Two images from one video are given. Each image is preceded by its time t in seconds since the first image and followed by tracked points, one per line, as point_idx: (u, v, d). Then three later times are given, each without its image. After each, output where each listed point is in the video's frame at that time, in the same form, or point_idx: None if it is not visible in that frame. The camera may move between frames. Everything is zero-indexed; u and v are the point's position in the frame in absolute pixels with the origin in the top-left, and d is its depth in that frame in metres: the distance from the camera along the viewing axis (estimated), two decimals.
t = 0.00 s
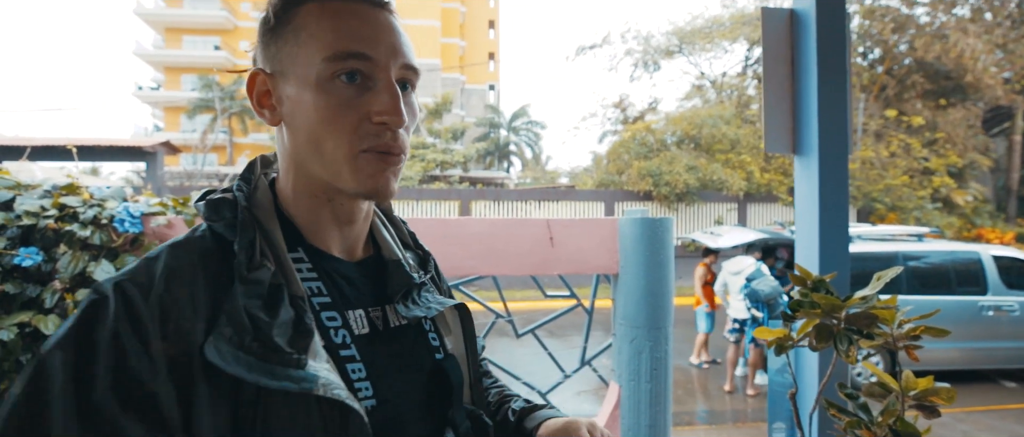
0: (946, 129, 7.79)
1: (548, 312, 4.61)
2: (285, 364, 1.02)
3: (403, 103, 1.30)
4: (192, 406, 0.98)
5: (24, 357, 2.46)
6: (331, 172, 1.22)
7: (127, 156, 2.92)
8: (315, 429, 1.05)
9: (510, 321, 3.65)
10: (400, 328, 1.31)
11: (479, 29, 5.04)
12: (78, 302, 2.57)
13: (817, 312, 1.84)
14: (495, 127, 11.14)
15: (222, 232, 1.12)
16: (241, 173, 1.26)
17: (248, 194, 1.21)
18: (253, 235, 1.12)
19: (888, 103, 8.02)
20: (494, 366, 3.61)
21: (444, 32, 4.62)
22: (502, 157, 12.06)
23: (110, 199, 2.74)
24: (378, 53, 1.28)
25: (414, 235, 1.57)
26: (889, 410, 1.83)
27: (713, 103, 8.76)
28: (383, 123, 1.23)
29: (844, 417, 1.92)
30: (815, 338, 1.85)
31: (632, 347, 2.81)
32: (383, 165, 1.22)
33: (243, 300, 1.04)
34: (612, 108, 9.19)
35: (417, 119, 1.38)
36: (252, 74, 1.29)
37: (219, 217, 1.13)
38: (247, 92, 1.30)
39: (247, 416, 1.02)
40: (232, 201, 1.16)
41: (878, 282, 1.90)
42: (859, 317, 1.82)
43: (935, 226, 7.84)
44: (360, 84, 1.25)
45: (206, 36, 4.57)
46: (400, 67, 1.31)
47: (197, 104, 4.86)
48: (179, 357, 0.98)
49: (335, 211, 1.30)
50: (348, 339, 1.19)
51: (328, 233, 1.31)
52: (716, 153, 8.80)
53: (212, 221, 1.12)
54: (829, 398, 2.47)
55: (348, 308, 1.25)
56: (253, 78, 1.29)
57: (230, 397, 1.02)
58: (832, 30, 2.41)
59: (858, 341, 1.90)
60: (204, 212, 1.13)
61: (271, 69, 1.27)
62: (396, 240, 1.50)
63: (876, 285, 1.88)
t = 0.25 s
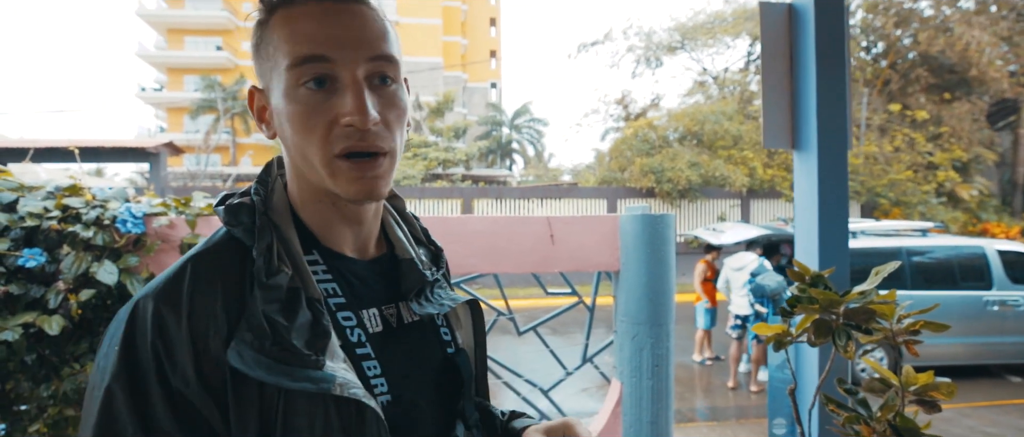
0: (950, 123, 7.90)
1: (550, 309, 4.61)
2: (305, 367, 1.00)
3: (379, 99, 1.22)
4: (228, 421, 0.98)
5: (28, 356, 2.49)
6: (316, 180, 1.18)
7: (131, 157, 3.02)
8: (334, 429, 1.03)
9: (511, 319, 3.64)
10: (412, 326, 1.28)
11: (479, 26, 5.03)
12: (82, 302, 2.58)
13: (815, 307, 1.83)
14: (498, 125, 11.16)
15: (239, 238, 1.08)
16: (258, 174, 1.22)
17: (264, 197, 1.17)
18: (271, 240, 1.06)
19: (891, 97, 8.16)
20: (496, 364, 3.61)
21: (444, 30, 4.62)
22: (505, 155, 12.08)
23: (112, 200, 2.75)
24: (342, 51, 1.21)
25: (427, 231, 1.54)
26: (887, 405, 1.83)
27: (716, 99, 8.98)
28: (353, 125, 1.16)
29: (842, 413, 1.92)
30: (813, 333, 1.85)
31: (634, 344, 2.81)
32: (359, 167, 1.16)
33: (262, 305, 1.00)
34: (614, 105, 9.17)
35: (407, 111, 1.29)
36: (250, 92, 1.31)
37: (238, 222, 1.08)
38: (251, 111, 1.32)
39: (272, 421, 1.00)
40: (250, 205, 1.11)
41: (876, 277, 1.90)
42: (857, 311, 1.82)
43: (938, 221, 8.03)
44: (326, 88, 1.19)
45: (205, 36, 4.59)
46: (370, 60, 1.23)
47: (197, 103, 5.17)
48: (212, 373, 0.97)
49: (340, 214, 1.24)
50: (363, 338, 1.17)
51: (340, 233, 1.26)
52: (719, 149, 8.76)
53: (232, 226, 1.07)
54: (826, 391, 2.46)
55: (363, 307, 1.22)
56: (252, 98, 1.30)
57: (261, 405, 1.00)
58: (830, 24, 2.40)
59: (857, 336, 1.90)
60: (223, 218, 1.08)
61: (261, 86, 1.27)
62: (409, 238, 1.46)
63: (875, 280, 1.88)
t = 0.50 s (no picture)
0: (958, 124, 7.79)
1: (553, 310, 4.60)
2: (270, 372, 0.97)
3: (348, 112, 1.17)
4: (194, 426, 0.95)
5: (34, 357, 2.49)
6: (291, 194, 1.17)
7: (137, 159, 3.08)
8: None
9: (514, 320, 3.63)
10: (396, 331, 1.21)
11: (483, 27, 5.03)
12: (86, 304, 2.58)
13: (815, 309, 1.83)
14: (502, 126, 11.16)
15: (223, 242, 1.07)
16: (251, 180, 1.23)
17: (251, 203, 1.16)
18: (250, 245, 1.05)
19: (897, 97, 8.08)
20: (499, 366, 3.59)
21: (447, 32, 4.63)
22: (509, 157, 12.06)
23: (117, 202, 2.75)
24: (308, 63, 1.17)
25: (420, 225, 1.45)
26: (888, 407, 1.81)
27: (720, 100, 8.81)
28: (317, 141, 1.12)
29: (842, 416, 1.91)
30: (814, 335, 1.84)
31: (636, 345, 2.80)
32: (326, 183, 1.13)
33: (232, 309, 0.98)
34: (618, 105, 9.16)
35: (384, 119, 1.23)
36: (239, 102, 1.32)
37: (223, 226, 1.07)
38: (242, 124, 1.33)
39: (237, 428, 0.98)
40: (233, 211, 1.10)
41: (877, 278, 1.90)
42: (858, 313, 1.82)
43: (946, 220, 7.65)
44: (293, 102, 1.17)
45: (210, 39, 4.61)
46: (337, 69, 1.18)
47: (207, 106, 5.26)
48: (180, 376, 0.95)
49: (320, 223, 1.21)
50: (339, 343, 1.14)
51: (324, 241, 1.23)
52: (723, 150, 8.85)
53: (216, 230, 1.06)
54: (827, 394, 2.44)
55: (342, 311, 1.18)
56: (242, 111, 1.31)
57: (228, 409, 0.97)
58: (831, 24, 2.39)
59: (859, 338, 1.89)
60: (209, 222, 1.07)
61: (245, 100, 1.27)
62: (401, 238, 1.38)
63: (876, 282, 1.87)
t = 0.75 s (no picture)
0: (975, 121, 7.73)
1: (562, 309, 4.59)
2: (237, 371, 0.98)
3: (332, 110, 1.17)
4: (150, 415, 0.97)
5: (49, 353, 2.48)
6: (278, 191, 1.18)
7: (151, 158, 3.20)
8: None
9: (522, 319, 3.62)
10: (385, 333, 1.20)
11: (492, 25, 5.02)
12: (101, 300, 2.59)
13: (825, 310, 1.81)
14: (511, 124, 11.15)
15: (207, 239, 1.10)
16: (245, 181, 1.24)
17: (242, 202, 1.18)
18: (230, 241, 1.08)
19: (913, 94, 7.83)
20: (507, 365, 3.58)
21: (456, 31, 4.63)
22: (518, 156, 12.04)
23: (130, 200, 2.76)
24: (294, 61, 1.17)
25: (415, 225, 1.41)
26: (899, 410, 1.79)
27: (731, 97, 9.00)
28: (299, 138, 1.12)
29: (852, 418, 1.89)
30: (824, 337, 1.83)
31: (644, 345, 2.79)
32: (310, 180, 1.13)
33: (204, 305, 1.00)
34: (628, 103, 9.10)
35: (372, 118, 1.22)
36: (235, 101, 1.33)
37: (210, 224, 1.10)
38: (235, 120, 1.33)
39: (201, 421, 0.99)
40: (222, 209, 1.13)
41: (888, 279, 1.88)
42: (870, 314, 1.79)
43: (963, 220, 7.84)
44: (280, 100, 1.17)
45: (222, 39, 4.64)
46: (324, 67, 1.18)
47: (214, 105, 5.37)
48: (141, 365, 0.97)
49: (308, 223, 1.20)
50: (318, 343, 1.12)
51: (313, 239, 1.22)
52: (733, 148, 8.76)
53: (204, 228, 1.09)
54: (837, 396, 2.41)
55: (325, 311, 1.17)
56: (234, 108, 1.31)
57: (188, 404, 0.99)
58: (843, 22, 2.37)
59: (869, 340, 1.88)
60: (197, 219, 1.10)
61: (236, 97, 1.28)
62: (396, 243, 1.34)
63: (887, 283, 1.85)
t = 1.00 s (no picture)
0: (1003, 118, 7.46)
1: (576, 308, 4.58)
2: (236, 379, 0.98)
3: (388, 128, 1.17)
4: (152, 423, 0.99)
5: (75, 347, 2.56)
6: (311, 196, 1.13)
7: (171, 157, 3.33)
8: None
9: (535, 318, 3.62)
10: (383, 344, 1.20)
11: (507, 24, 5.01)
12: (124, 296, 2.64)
13: (844, 312, 1.78)
14: (524, 122, 11.14)
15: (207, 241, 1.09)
16: (243, 182, 1.20)
17: (242, 205, 1.15)
18: (233, 245, 1.07)
19: (936, 91, 7.90)
20: (521, 364, 3.56)
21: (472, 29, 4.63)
22: (531, 154, 12.03)
23: (151, 198, 2.77)
24: (361, 74, 1.15)
25: (418, 245, 1.40)
26: (922, 415, 1.77)
27: (748, 95, 8.81)
28: (356, 151, 1.11)
29: (873, 422, 1.85)
30: (844, 338, 1.80)
31: (658, 346, 2.77)
32: (361, 192, 1.11)
33: (206, 311, 1.00)
34: (643, 100, 9.03)
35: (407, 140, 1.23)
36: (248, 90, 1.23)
37: (209, 226, 1.09)
38: (243, 110, 1.23)
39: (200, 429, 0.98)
40: (224, 211, 1.11)
41: (911, 280, 1.84)
42: (892, 316, 1.76)
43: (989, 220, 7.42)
44: (338, 107, 1.14)
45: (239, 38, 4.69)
46: (388, 85, 1.18)
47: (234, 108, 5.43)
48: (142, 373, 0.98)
49: (321, 229, 1.19)
50: (318, 352, 1.11)
51: (314, 247, 1.20)
52: (750, 146, 8.62)
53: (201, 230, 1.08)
54: (857, 400, 2.38)
55: (325, 320, 1.16)
56: (248, 96, 1.21)
57: (187, 411, 0.99)
58: (864, 17, 2.32)
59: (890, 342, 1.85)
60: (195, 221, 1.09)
61: (262, 87, 1.19)
62: (394, 252, 1.34)
63: (910, 284, 1.82)
